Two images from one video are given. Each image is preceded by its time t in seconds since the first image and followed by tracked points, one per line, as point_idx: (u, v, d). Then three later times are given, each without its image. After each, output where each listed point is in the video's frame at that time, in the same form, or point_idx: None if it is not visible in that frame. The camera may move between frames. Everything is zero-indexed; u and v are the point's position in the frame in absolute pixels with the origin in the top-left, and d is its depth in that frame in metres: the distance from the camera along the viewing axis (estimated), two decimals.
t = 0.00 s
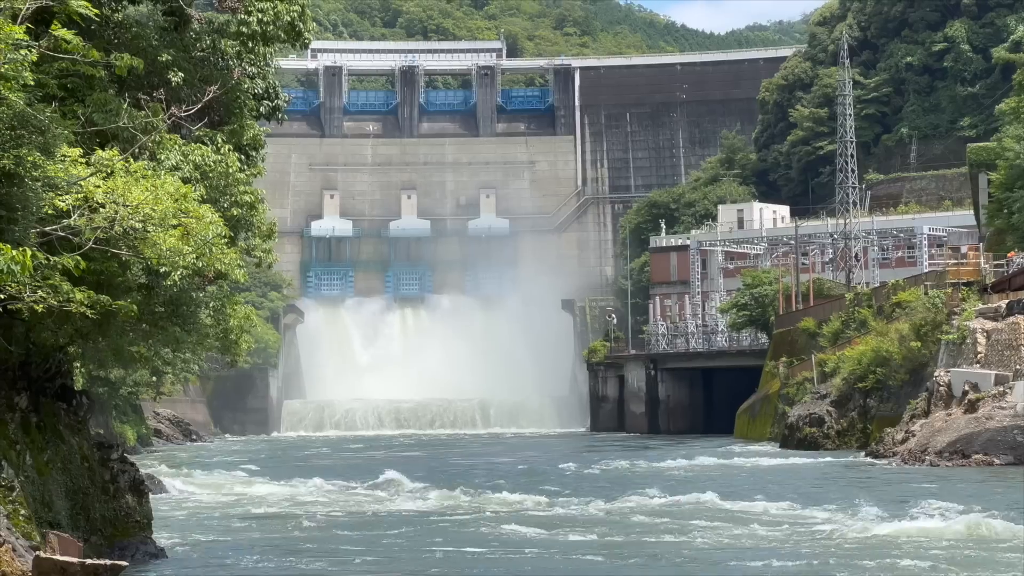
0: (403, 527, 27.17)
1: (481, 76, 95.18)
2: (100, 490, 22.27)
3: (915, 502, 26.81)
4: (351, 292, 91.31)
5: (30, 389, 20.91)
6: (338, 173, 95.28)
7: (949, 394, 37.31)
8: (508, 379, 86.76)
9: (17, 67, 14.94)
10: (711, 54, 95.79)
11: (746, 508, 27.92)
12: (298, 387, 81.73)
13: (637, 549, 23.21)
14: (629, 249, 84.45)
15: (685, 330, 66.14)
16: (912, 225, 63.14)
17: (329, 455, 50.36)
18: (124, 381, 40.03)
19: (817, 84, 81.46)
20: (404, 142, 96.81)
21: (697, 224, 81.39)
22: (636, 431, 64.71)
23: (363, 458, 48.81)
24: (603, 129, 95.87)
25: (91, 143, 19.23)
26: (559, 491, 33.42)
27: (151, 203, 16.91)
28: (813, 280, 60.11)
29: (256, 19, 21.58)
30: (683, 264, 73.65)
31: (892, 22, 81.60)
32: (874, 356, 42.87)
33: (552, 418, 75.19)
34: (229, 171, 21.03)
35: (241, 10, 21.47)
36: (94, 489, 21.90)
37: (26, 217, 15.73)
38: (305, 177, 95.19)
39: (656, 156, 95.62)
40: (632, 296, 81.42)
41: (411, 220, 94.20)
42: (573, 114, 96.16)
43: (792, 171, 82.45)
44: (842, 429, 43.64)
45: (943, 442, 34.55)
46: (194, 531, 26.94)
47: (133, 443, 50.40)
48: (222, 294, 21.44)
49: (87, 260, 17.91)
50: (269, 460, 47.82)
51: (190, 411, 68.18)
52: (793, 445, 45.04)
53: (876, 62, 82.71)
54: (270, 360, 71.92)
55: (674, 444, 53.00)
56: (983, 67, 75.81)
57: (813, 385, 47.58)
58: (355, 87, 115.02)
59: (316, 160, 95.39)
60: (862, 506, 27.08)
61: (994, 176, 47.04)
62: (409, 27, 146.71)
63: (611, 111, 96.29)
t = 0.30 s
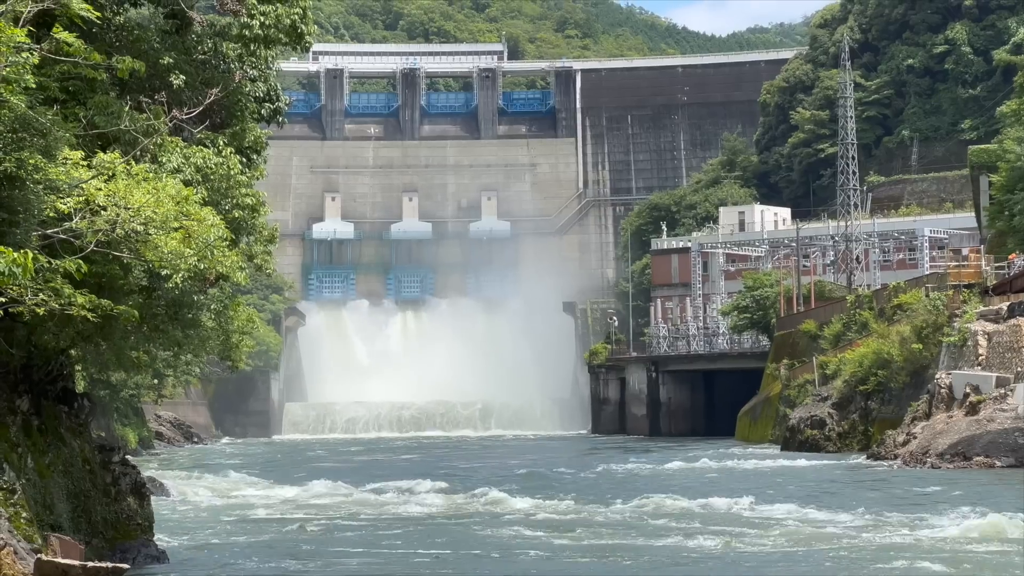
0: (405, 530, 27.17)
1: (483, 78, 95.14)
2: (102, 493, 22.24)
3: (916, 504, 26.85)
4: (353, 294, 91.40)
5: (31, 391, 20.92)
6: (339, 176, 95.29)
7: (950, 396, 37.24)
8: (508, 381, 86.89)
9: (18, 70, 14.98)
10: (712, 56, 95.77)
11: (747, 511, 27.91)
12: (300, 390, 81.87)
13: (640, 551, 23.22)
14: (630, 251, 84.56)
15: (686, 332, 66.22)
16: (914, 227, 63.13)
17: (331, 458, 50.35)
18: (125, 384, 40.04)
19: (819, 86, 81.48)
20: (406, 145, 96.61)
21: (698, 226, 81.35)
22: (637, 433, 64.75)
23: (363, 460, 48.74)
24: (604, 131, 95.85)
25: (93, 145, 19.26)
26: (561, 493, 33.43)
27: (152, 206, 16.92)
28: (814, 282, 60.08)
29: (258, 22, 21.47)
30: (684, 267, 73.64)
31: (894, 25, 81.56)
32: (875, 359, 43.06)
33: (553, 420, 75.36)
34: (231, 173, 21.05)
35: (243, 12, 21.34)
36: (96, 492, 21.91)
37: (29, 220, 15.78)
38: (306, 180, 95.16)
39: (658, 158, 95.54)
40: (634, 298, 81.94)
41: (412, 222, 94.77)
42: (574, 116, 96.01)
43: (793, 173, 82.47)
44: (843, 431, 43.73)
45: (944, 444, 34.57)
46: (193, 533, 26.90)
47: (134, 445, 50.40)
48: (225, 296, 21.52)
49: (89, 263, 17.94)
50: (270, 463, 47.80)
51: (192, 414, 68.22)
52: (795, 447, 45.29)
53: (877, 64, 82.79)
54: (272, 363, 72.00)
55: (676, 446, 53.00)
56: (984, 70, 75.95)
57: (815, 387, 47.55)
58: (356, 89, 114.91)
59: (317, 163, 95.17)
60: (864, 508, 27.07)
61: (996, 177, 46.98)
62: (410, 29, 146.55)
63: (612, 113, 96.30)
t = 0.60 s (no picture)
0: (405, 533, 27.13)
1: (484, 81, 95.19)
2: (103, 496, 22.24)
3: (918, 508, 26.81)
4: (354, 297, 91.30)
5: (32, 395, 20.95)
6: (340, 179, 95.34)
7: (951, 399, 37.18)
8: (509, 385, 86.83)
9: (19, 72, 14.99)
10: (713, 59, 95.77)
11: (749, 514, 27.84)
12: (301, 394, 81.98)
13: (642, 555, 23.15)
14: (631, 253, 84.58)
15: (687, 335, 66.27)
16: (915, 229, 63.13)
17: (332, 461, 50.37)
18: (127, 387, 40.06)
19: (820, 89, 81.52)
20: (406, 147, 96.67)
21: (699, 229, 81.24)
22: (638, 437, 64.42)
23: (364, 463, 48.73)
24: (605, 134, 95.87)
25: (94, 149, 19.23)
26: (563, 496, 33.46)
27: (154, 209, 16.89)
28: (816, 285, 60.10)
29: (259, 26, 21.45)
30: (686, 270, 73.62)
31: (894, 27, 81.56)
32: (876, 361, 43.10)
33: (555, 423, 75.42)
34: (232, 176, 21.03)
35: (245, 16, 21.28)
36: (97, 495, 21.89)
37: (29, 223, 15.78)
38: (307, 183, 95.12)
39: (659, 161, 95.52)
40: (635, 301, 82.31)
41: (411, 225, 95.00)
42: (576, 119, 95.95)
43: (794, 176, 82.46)
44: (845, 434, 43.66)
45: (946, 447, 34.56)
46: (194, 538, 26.84)
47: (135, 448, 50.39)
48: (227, 299, 21.54)
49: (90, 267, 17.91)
50: (272, 466, 47.80)
51: (193, 417, 68.25)
52: (795, 450, 45.05)
53: (878, 67, 82.87)
54: (273, 366, 72.03)
55: (677, 450, 52.96)
56: (985, 73, 76.01)
57: (816, 390, 47.53)
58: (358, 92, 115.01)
59: (318, 165, 95.17)
60: (865, 512, 27.02)
61: (997, 180, 46.97)
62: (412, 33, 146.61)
63: (613, 116, 96.35)
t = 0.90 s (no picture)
0: (407, 536, 27.16)
1: (486, 84, 95.15)
2: (105, 500, 22.25)
3: (922, 511, 26.72)
4: (356, 300, 91.27)
5: (35, 398, 20.98)
6: (342, 182, 95.33)
7: (953, 401, 37.09)
8: (510, 387, 87.07)
9: (21, 75, 15.02)
10: (715, 62, 95.67)
11: (751, 518, 27.78)
12: (302, 397, 82.12)
13: (644, 559, 23.10)
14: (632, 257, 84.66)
15: (688, 338, 66.29)
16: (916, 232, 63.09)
17: (333, 464, 50.40)
18: (129, 390, 40.08)
19: (821, 92, 81.57)
20: (408, 151, 96.71)
21: (701, 232, 81.01)
22: (640, 440, 64.55)
23: (365, 466, 48.73)
24: (607, 137, 95.88)
25: (95, 151, 19.27)
26: (564, 499, 33.48)
27: (155, 213, 16.91)
28: (817, 288, 60.12)
29: (261, 29, 21.48)
30: (687, 273, 73.68)
31: (896, 31, 81.65)
32: (878, 364, 43.19)
33: (557, 426, 75.50)
34: (234, 180, 21.04)
35: (246, 19, 21.33)
36: (98, 499, 21.89)
37: (31, 226, 15.83)
38: (309, 186, 95.03)
39: (660, 165, 95.48)
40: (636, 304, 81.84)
41: (416, 228, 95.22)
42: (578, 122, 96.03)
43: (795, 179, 82.47)
44: (846, 437, 43.76)
45: (948, 450, 34.54)
46: (197, 541, 26.87)
47: (137, 452, 50.36)
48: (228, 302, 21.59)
49: (92, 270, 17.91)
50: (273, 470, 47.83)
51: (195, 421, 68.28)
52: (796, 454, 45.26)
53: (879, 70, 82.96)
54: (274, 369, 72.06)
55: (678, 453, 52.96)
56: (987, 76, 75.98)
57: (818, 393, 47.52)
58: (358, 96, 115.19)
59: (320, 169, 95.14)
60: (868, 516, 26.95)
61: (999, 183, 46.96)
62: (413, 36, 146.77)
63: (615, 119, 96.35)
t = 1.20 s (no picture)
0: (408, 540, 27.15)
1: (487, 88, 95.27)
2: (107, 504, 22.24)
3: (924, 516, 26.67)
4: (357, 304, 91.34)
5: (36, 402, 21.00)
6: (343, 186, 95.28)
7: (955, 405, 37.04)
8: (512, 388, 86.99)
9: (23, 80, 15.06)
10: (717, 66, 95.71)
11: (752, 521, 27.79)
12: (303, 399, 82.07)
13: (647, 563, 23.06)
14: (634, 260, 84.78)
15: (690, 342, 66.23)
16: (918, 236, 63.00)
17: (335, 468, 50.42)
18: (131, 393, 40.14)
19: (822, 96, 81.63)
20: (409, 154, 96.70)
21: (703, 235, 81.24)
22: (642, 444, 64.26)
23: (367, 470, 48.76)
24: (608, 141, 95.85)
25: (97, 155, 19.30)
26: (566, 502, 33.51)
27: (157, 216, 16.90)
28: (819, 291, 60.18)
29: (263, 32, 21.42)
30: (689, 276, 73.57)
31: (897, 34, 81.67)
32: (880, 367, 43.14)
33: (558, 429, 75.48)
34: (236, 183, 21.03)
35: (248, 23, 21.34)
36: (100, 502, 21.88)
37: (33, 230, 15.90)
38: (310, 190, 95.02)
39: (662, 168, 95.32)
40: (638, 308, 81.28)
41: (417, 232, 94.60)
42: (579, 125, 96.26)
43: (797, 182, 82.46)
44: (849, 440, 43.74)
45: (950, 453, 34.50)
46: (199, 545, 26.89)
47: (139, 456, 50.36)
48: (229, 305, 21.57)
49: (93, 274, 17.91)
50: (274, 473, 47.85)
51: (196, 424, 68.31)
52: (798, 456, 45.16)
53: (881, 73, 82.94)
54: (277, 372, 72.04)
55: (680, 456, 52.97)
56: (989, 79, 75.96)
57: (820, 396, 47.48)
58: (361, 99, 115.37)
59: (321, 172, 95.14)
60: (871, 520, 26.90)
61: (1000, 187, 47.00)
62: (414, 40, 146.92)
63: (617, 123, 96.29)
